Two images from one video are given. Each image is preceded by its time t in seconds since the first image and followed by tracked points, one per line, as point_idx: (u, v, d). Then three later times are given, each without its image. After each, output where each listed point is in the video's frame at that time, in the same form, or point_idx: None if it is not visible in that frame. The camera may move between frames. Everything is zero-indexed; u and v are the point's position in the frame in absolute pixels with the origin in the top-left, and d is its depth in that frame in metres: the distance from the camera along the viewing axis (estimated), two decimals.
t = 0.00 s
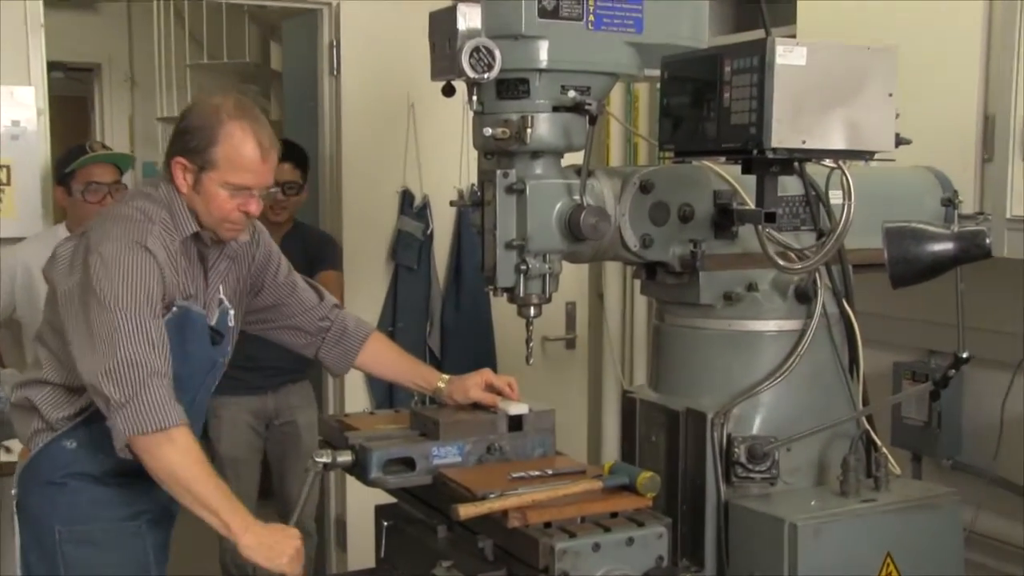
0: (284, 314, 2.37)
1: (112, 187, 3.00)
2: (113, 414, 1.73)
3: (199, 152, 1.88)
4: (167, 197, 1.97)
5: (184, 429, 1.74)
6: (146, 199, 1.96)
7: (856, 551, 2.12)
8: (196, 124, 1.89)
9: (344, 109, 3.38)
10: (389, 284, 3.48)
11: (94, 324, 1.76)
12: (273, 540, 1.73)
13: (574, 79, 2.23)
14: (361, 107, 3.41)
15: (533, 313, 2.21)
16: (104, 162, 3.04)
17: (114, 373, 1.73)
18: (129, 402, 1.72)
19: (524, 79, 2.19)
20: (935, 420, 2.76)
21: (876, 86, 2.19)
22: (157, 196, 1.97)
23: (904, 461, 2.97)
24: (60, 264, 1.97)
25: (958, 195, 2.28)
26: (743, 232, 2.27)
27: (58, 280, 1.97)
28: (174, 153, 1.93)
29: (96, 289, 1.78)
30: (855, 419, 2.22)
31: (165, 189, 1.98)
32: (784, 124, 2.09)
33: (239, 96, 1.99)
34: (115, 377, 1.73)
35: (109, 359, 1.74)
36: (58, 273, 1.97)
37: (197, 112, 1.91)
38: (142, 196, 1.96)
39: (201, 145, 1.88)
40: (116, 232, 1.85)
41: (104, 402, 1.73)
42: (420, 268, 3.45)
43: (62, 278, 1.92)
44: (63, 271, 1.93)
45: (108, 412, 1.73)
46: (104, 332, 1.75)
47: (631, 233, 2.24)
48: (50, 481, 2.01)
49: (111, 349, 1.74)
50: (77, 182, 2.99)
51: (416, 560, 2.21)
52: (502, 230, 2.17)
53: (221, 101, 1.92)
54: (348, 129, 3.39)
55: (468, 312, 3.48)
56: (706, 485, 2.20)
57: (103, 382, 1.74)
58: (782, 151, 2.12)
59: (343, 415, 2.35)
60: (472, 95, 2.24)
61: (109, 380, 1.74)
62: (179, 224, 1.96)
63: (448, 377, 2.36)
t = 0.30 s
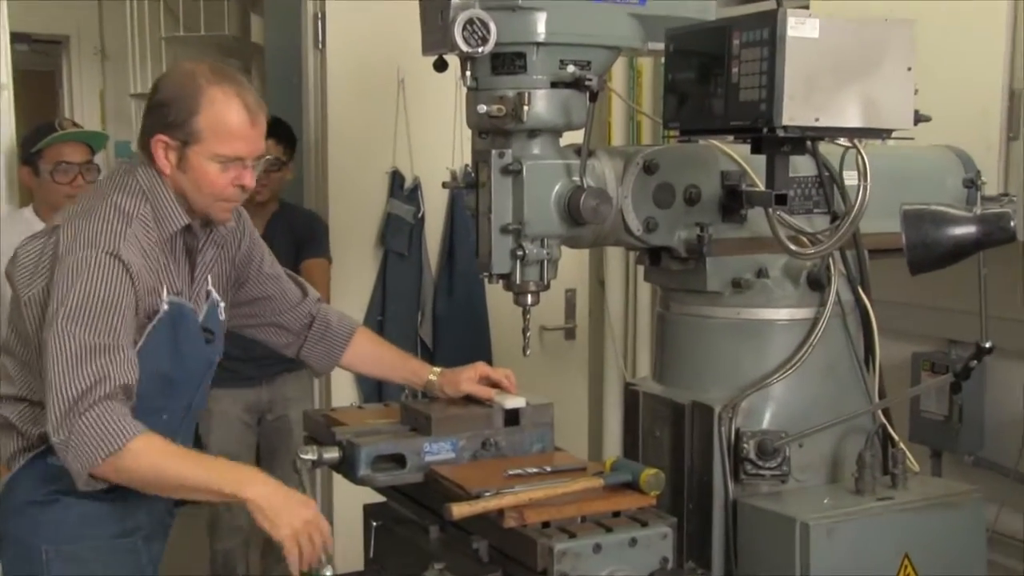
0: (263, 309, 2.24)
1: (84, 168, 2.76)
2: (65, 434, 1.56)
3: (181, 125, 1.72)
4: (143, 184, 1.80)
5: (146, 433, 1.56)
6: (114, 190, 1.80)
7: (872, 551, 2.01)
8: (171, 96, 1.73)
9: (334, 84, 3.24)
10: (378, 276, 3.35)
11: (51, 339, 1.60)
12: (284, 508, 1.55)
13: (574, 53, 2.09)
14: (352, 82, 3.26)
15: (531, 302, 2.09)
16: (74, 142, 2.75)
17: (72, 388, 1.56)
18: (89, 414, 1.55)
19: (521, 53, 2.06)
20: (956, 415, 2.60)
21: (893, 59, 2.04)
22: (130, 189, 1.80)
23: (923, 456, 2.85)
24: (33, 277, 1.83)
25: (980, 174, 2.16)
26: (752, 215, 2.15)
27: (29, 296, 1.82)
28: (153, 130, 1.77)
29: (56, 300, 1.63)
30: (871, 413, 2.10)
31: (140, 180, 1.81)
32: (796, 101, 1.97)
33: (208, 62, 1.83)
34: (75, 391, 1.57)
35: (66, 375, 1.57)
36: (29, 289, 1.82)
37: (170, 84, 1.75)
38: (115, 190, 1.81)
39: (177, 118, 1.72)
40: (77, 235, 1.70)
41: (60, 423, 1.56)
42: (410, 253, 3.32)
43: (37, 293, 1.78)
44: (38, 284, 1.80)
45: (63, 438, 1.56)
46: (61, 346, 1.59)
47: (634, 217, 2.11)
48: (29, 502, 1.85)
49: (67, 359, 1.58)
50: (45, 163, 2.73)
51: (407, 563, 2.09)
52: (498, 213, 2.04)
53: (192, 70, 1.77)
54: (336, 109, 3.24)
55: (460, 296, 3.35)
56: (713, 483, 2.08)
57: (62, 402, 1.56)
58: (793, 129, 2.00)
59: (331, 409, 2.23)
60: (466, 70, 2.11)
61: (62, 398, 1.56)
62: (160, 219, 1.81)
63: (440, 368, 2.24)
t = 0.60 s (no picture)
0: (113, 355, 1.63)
1: (53, 160, 2.44)
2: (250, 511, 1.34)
3: (283, 155, 1.39)
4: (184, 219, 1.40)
5: (340, 501, 1.39)
6: (146, 199, 1.46)
7: (886, 566, 1.89)
8: (264, 115, 1.39)
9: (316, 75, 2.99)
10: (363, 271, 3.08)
11: (181, 408, 1.30)
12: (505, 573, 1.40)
13: (571, 38, 1.97)
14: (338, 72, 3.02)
15: (526, 301, 1.95)
16: (42, 127, 2.45)
17: (227, 458, 1.31)
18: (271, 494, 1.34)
19: (516, 37, 1.94)
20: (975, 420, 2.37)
21: (905, 45, 1.94)
22: (167, 198, 1.44)
23: (938, 465, 2.71)
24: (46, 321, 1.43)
25: (1002, 167, 2.06)
26: (760, 209, 2.04)
27: (53, 348, 1.42)
28: (236, 162, 1.40)
29: (166, 357, 1.30)
30: (885, 419, 1.99)
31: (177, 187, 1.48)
32: (806, 88, 1.85)
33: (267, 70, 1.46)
34: (236, 459, 1.32)
35: (216, 444, 1.31)
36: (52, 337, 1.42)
37: (259, 104, 1.40)
38: (149, 198, 1.47)
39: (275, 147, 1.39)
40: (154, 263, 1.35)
41: (222, 500, 1.32)
42: (398, 249, 3.05)
43: (74, 340, 1.40)
44: (72, 328, 1.41)
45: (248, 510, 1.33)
46: (197, 414, 1.30)
47: (635, 211, 2.00)
48: None
49: (222, 429, 1.31)
50: (9, 153, 2.43)
51: None
52: (491, 207, 1.92)
53: (269, 85, 1.42)
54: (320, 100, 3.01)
55: (453, 295, 3.09)
56: (718, 493, 1.96)
57: (208, 477, 1.31)
58: (804, 119, 1.87)
59: (316, 414, 2.11)
60: (457, 56, 1.98)
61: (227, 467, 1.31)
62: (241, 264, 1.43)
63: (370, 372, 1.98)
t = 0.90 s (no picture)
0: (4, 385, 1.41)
1: (21, 153, 2.28)
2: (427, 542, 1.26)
3: (411, 135, 1.32)
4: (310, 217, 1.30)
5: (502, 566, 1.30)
6: (224, 185, 1.32)
7: None
8: (394, 97, 1.30)
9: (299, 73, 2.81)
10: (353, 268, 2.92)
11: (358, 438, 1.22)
12: None
13: (570, 24, 1.85)
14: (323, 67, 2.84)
15: (523, 303, 1.84)
16: (8, 117, 2.27)
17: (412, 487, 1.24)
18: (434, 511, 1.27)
19: (513, 23, 1.81)
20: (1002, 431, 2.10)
21: (926, 31, 1.82)
22: (256, 185, 1.31)
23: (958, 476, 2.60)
24: (138, 334, 1.24)
25: None
26: (771, 206, 1.94)
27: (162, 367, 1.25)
28: (364, 148, 1.30)
29: (332, 382, 1.21)
30: (903, 426, 1.88)
31: (252, 165, 1.34)
32: (819, 76, 1.74)
33: (338, 39, 1.33)
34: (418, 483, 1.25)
35: (394, 473, 1.23)
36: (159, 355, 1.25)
37: (380, 81, 1.29)
38: (226, 186, 1.32)
39: (407, 127, 1.31)
40: (292, 271, 1.24)
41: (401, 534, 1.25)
42: (389, 248, 2.93)
43: (196, 357, 1.25)
44: (191, 343, 1.24)
45: (432, 545, 1.26)
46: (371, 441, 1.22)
47: (638, 207, 1.88)
48: None
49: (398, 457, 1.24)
50: None
51: None
52: (486, 201, 1.79)
53: (375, 54, 1.30)
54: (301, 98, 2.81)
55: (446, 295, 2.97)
56: (727, 505, 1.85)
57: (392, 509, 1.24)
58: (817, 109, 1.76)
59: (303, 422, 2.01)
60: (450, 43, 1.85)
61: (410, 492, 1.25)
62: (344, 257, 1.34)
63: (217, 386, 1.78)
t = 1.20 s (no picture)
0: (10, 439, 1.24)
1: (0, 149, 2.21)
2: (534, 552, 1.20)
3: (453, 153, 1.27)
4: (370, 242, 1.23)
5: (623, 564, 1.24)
6: (273, 207, 1.24)
7: None
8: (441, 117, 1.24)
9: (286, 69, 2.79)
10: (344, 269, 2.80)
11: (463, 451, 1.17)
12: None
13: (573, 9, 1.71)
14: (312, 61, 2.81)
15: (522, 305, 1.73)
16: None
17: (515, 497, 1.19)
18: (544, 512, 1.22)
19: (512, 9, 1.67)
20: None
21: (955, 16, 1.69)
22: (308, 204, 1.22)
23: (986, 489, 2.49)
24: (211, 370, 1.14)
25: None
26: (784, 202, 1.85)
27: (237, 402, 1.15)
28: (415, 173, 1.23)
29: (427, 394, 1.15)
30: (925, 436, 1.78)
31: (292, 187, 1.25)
32: (835, 65, 1.61)
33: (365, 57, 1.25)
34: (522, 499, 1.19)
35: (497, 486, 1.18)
36: (233, 392, 1.15)
37: (428, 103, 1.23)
38: (276, 209, 1.24)
39: (448, 148, 1.26)
40: (373, 291, 1.18)
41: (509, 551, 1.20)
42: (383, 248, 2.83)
43: (278, 390, 1.16)
44: (269, 375, 1.15)
45: (542, 553, 1.20)
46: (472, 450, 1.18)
47: (645, 203, 1.77)
48: None
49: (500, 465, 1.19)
50: None
51: None
52: (483, 197, 1.68)
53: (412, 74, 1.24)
54: (288, 97, 2.80)
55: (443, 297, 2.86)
56: (738, 518, 1.75)
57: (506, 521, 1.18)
58: (832, 100, 1.63)
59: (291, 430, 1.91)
60: (445, 29, 1.72)
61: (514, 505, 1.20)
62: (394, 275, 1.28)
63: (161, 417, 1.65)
